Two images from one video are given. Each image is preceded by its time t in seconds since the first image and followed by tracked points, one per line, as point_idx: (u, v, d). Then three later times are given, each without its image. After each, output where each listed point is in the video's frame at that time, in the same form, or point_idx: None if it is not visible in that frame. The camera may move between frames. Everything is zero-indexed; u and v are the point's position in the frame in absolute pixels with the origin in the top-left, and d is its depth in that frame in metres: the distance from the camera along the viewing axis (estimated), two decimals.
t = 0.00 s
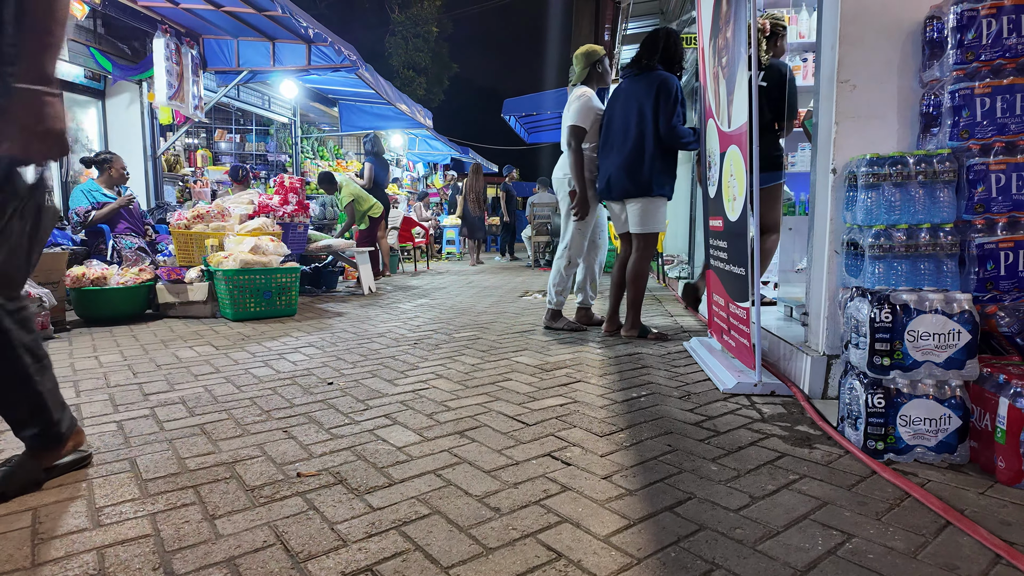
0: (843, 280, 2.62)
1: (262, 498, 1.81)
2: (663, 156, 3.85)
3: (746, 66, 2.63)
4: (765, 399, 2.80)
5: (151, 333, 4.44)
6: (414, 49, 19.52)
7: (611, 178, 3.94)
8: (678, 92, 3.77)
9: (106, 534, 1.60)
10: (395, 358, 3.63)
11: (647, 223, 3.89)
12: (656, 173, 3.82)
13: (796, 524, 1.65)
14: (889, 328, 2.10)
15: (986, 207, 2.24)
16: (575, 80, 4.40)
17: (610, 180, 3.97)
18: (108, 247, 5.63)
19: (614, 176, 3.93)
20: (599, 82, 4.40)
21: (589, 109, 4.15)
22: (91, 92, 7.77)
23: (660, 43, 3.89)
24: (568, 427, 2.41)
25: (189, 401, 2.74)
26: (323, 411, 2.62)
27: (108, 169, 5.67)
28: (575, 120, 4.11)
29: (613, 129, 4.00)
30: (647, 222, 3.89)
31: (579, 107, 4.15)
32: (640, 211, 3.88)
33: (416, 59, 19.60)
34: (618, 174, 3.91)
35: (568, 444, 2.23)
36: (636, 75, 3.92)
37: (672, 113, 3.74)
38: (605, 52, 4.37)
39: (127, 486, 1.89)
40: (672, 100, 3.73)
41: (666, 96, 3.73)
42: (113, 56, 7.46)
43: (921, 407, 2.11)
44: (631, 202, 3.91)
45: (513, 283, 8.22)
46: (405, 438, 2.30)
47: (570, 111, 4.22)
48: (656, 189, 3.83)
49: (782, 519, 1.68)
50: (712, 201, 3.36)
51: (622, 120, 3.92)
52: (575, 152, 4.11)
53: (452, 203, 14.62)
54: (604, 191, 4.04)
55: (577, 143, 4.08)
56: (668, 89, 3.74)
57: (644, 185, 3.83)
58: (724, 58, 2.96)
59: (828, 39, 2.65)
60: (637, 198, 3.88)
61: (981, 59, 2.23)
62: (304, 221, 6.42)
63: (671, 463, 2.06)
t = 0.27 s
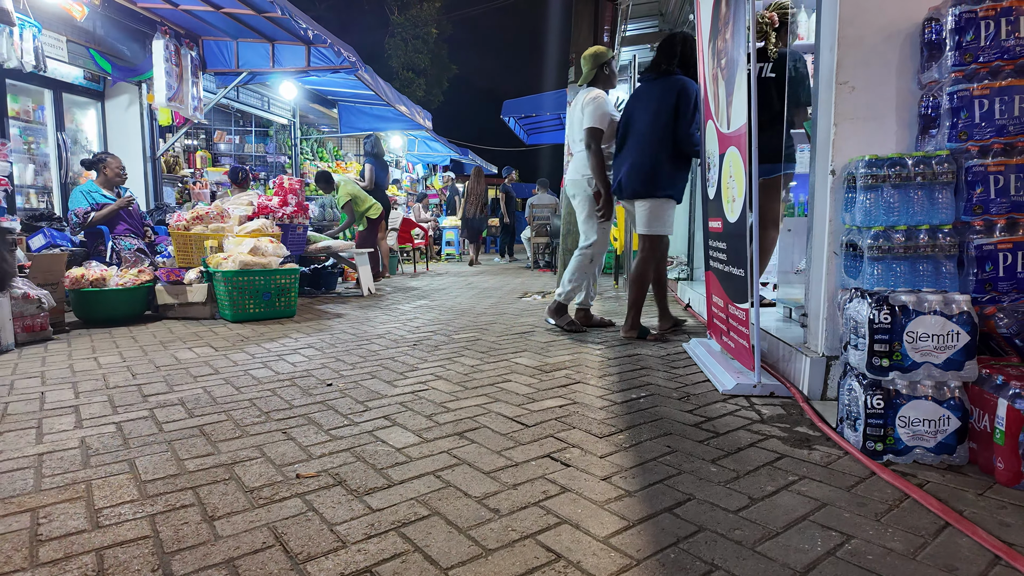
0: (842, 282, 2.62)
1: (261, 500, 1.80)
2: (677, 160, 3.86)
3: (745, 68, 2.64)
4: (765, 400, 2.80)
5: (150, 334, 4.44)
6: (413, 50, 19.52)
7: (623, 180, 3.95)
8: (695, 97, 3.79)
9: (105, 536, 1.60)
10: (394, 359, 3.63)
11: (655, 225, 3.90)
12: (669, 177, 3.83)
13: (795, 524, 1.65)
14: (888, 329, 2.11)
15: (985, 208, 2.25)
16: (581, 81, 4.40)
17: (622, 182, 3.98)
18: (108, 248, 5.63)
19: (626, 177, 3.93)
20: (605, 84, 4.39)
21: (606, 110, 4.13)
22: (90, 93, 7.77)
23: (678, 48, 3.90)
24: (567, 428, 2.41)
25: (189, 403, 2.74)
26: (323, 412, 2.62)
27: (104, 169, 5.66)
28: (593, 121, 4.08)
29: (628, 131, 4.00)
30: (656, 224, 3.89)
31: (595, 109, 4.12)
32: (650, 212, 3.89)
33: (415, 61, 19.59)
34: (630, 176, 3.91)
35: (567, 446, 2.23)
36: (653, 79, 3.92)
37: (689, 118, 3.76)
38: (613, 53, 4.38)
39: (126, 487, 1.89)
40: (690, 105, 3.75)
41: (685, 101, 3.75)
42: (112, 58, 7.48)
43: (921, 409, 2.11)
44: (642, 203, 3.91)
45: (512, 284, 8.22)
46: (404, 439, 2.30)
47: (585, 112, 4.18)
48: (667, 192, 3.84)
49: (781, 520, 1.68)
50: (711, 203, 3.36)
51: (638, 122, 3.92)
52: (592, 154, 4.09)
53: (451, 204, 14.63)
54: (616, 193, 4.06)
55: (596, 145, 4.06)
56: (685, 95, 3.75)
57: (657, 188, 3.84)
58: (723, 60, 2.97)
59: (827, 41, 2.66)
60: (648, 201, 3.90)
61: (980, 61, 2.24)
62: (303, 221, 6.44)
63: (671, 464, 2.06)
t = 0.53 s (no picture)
0: (841, 282, 2.63)
1: (261, 500, 1.81)
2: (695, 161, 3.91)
3: (744, 69, 2.65)
4: (764, 401, 2.81)
5: (150, 335, 4.43)
6: (412, 52, 19.52)
7: (643, 185, 4.02)
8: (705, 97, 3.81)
9: (105, 536, 1.60)
10: (394, 359, 3.64)
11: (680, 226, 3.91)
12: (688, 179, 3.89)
13: (795, 524, 1.65)
14: (887, 329, 2.11)
15: (983, 209, 2.25)
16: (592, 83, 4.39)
17: (644, 186, 4.03)
18: (108, 249, 5.63)
19: (647, 181, 3.99)
20: (615, 86, 4.40)
21: (620, 110, 4.10)
22: (89, 94, 7.77)
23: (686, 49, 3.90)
24: (567, 428, 2.42)
25: (188, 403, 2.74)
26: (323, 413, 2.62)
27: (101, 170, 5.65)
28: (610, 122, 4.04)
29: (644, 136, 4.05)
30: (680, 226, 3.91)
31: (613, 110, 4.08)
32: (675, 214, 3.89)
33: (414, 62, 19.60)
34: (652, 180, 3.96)
35: (567, 446, 2.23)
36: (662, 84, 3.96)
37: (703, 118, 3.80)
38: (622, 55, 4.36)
39: (126, 487, 1.89)
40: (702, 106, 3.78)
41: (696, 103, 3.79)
42: (112, 59, 7.49)
43: (920, 409, 2.11)
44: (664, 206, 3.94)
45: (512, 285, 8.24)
46: (404, 439, 2.30)
47: (599, 112, 4.12)
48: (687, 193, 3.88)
49: (781, 520, 1.68)
50: (711, 204, 3.37)
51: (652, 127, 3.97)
52: (610, 156, 4.06)
53: (451, 204, 14.64)
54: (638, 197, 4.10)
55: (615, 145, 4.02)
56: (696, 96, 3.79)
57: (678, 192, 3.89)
58: (722, 61, 2.98)
59: (827, 42, 2.67)
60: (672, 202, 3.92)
61: (979, 61, 2.24)
62: (303, 222, 6.43)
63: (670, 464, 2.06)
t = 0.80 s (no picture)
0: (841, 283, 2.63)
1: (261, 500, 1.81)
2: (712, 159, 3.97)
3: (743, 70, 2.65)
4: (764, 401, 2.81)
5: (150, 336, 4.44)
6: (412, 52, 19.52)
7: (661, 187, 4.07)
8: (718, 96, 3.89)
9: (106, 536, 1.60)
10: (394, 360, 3.64)
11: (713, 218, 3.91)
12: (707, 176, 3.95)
13: (795, 524, 1.66)
14: (887, 329, 2.11)
15: (983, 210, 2.25)
16: (608, 83, 4.40)
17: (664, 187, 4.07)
18: (107, 250, 5.64)
19: (666, 180, 4.05)
20: (631, 87, 4.38)
21: (636, 111, 4.11)
22: (89, 95, 7.77)
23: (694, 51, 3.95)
24: (567, 428, 2.42)
25: (188, 404, 2.74)
26: (322, 413, 2.62)
27: (100, 170, 5.65)
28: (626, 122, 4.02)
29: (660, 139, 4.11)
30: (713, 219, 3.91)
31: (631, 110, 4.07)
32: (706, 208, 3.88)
33: (414, 63, 19.63)
34: (670, 178, 4.02)
35: (567, 446, 2.24)
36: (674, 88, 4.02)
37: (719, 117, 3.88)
38: (637, 56, 4.37)
39: (126, 487, 1.89)
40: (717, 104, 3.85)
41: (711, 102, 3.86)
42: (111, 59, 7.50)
43: (920, 409, 2.11)
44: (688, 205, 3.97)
45: (512, 286, 8.24)
46: (404, 439, 2.31)
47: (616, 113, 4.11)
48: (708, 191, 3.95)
49: (780, 519, 1.68)
50: (710, 204, 3.37)
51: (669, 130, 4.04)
52: (626, 156, 4.04)
53: (450, 205, 14.64)
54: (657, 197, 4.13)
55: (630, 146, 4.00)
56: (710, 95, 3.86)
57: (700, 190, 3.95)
58: (722, 62, 2.99)
59: (826, 42, 2.67)
60: (693, 198, 4.03)
61: (978, 62, 2.24)
62: (302, 222, 6.43)
63: (670, 464, 2.07)
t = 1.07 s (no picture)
0: (841, 283, 2.63)
1: (260, 501, 1.80)
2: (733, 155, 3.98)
3: (743, 70, 2.65)
4: (764, 402, 2.80)
5: (149, 336, 4.44)
6: (411, 53, 19.51)
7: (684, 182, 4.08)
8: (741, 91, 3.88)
9: (104, 537, 1.60)
10: (394, 360, 3.64)
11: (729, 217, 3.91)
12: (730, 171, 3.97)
13: (795, 525, 1.65)
14: (887, 329, 2.11)
15: (983, 210, 2.25)
16: (625, 79, 4.35)
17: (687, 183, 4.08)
18: (107, 250, 5.63)
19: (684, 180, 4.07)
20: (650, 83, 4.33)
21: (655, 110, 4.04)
22: (89, 95, 7.77)
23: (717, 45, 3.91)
24: (567, 429, 2.42)
25: (188, 404, 2.74)
26: (322, 414, 2.62)
27: (100, 170, 5.65)
28: (643, 122, 3.99)
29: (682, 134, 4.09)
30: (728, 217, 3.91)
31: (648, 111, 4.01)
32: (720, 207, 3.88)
33: (414, 63, 19.62)
34: (684, 180, 4.06)
35: (567, 446, 2.23)
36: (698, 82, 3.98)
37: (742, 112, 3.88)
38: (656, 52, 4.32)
39: (125, 488, 1.89)
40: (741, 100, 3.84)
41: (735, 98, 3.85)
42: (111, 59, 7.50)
43: (920, 410, 2.11)
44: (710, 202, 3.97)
45: (511, 286, 8.25)
46: (404, 440, 2.30)
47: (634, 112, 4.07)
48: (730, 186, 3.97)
49: (780, 520, 1.68)
50: (710, 204, 3.37)
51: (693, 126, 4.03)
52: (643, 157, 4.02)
53: (450, 205, 14.63)
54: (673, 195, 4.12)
55: (646, 147, 3.97)
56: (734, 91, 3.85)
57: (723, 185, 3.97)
58: (721, 62, 2.98)
59: (825, 42, 2.67)
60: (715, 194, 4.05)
61: (977, 63, 2.24)
62: (302, 223, 6.42)
63: (670, 465, 2.06)
